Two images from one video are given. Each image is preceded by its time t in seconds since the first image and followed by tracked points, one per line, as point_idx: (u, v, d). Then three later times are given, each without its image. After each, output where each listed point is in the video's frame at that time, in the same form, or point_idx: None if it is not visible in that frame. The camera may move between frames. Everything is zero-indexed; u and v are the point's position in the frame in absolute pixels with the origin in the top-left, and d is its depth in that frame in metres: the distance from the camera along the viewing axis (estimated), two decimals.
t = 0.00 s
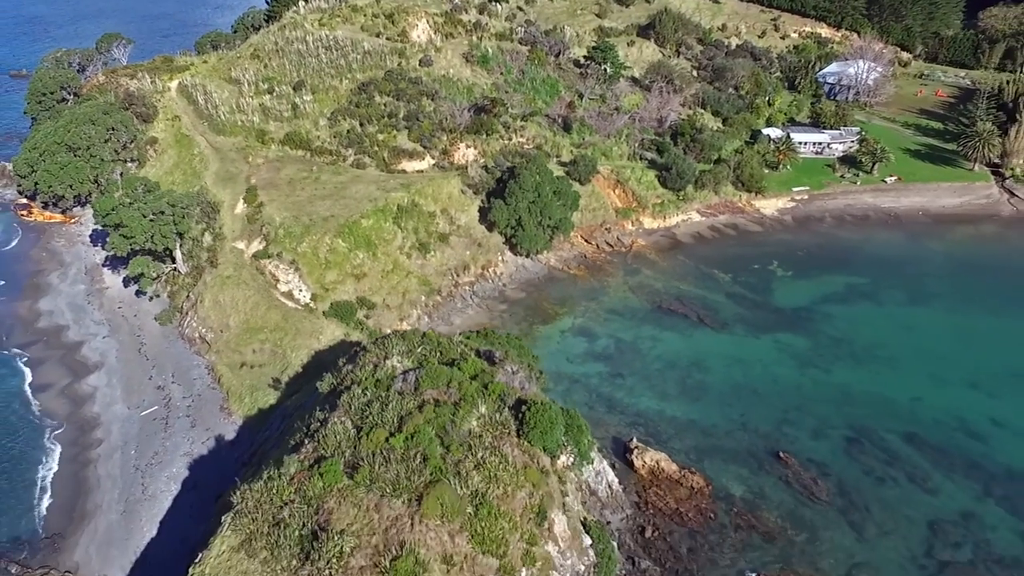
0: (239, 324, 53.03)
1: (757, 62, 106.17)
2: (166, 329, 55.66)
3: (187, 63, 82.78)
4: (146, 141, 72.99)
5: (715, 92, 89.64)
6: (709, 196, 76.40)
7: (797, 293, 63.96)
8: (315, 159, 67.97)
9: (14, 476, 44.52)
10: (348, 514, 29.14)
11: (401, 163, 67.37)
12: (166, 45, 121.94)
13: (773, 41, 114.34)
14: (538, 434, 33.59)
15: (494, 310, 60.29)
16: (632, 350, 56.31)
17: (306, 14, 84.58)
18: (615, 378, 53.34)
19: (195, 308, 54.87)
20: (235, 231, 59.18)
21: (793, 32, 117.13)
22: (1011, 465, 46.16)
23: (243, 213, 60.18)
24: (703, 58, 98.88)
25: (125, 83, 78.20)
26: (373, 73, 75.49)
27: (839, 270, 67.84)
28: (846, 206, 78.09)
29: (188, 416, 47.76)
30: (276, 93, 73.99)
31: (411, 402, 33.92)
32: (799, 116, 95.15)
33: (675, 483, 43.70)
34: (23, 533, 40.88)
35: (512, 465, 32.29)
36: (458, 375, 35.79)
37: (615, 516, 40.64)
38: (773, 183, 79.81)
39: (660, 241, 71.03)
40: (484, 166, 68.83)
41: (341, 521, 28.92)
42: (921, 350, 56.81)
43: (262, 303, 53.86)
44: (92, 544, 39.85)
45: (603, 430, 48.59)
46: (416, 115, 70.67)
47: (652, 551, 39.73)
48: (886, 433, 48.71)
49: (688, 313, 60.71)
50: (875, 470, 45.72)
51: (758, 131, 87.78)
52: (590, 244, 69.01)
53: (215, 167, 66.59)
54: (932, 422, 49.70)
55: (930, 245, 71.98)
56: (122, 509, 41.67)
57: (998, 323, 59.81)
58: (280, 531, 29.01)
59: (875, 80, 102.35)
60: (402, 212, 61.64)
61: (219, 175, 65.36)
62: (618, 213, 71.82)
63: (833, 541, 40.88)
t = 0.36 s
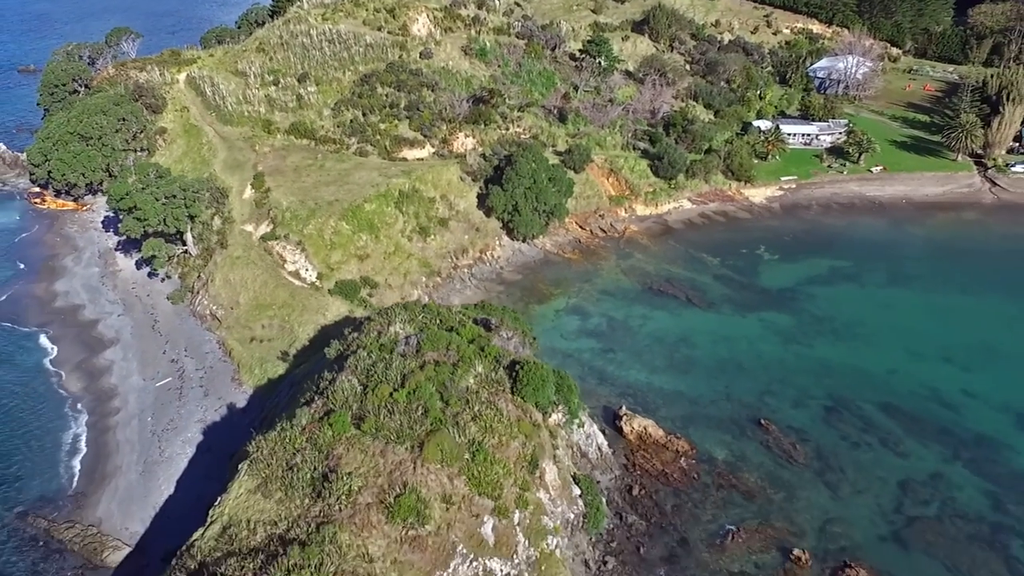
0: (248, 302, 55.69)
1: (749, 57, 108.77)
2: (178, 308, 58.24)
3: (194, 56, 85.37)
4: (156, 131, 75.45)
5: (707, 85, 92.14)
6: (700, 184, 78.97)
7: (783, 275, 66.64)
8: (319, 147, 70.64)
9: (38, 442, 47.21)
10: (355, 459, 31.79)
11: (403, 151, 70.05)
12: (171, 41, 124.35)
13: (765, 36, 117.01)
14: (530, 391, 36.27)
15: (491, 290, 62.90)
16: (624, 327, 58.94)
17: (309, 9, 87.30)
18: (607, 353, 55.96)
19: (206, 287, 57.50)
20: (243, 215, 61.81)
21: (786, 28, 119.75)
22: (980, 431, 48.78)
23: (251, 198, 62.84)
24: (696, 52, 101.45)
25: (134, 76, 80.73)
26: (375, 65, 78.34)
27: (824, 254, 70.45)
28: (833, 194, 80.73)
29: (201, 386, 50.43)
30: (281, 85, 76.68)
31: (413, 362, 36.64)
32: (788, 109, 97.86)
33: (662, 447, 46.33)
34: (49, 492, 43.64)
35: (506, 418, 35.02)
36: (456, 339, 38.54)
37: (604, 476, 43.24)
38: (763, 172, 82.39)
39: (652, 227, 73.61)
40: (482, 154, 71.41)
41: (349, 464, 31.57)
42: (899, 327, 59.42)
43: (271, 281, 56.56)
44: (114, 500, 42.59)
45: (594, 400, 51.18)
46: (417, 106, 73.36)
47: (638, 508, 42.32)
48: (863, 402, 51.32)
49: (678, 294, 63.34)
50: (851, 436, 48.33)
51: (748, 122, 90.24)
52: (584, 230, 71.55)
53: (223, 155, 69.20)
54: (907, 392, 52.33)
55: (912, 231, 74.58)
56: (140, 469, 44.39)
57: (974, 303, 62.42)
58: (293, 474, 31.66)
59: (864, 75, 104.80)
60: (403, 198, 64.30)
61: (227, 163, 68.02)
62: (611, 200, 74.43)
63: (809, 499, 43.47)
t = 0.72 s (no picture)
0: (258, 280, 58.37)
1: (742, 51, 111.14)
2: (190, 287, 60.69)
3: (202, 49, 87.89)
4: (165, 121, 77.40)
5: (700, 78, 94.49)
6: (692, 172, 81.54)
7: (770, 258, 69.26)
8: (324, 136, 73.30)
9: (61, 409, 49.81)
10: (363, 411, 34.47)
11: (404, 139, 72.69)
12: (176, 35, 126.82)
13: (758, 31, 119.61)
14: (524, 352, 39.20)
15: (490, 272, 65.49)
16: (616, 306, 61.55)
17: (314, 3, 89.98)
18: (600, 329, 58.56)
19: (217, 267, 60.12)
20: (252, 199, 64.41)
21: (779, 23, 122.32)
22: (952, 400, 51.49)
23: (260, 183, 65.45)
24: (690, 46, 103.98)
25: (143, 68, 83.00)
26: (377, 57, 81.14)
27: (811, 238, 73.06)
28: (821, 182, 83.31)
29: (214, 358, 53.11)
30: (287, 76, 79.29)
31: (416, 327, 39.38)
32: (780, 102, 99.70)
33: (651, 414, 48.96)
34: (72, 454, 46.31)
35: (502, 376, 37.79)
36: (456, 307, 41.31)
37: (595, 439, 45.89)
38: (753, 162, 84.91)
39: (645, 213, 76.23)
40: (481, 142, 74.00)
41: (357, 415, 34.26)
42: (880, 306, 62.09)
43: (279, 260, 59.29)
44: (134, 461, 45.35)
45: (588, 371, 53.78)
46: (418, 96, 75.99)
47: (627, 468, 44.98)
48: (843, 374, 53.98)
49: (669, 275, 65.96)
50: (830, 404, 50.99)
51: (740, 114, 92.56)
52: (580, 215, 74.14)
53: (232, 143, 71.72)
54: (885, 365, 54.97)
55: (896, 217, 77.19)
56: (158, 433, 47.10)
57: (952, 284, 65.07)
58: (305, 424, 34.31)
59: (854, 68, 107.13)
60: (405, 183, 66.93)
61: (235, 150, 70.57)
62: (606, 187, 77.03)
63: (788, 460, 46.17)
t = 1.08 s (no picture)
0: (267, 258, 61.06)
1: (736, 43, 113.22)
2: (202, 266, 63.17)
3: (209, 40, 90.38)
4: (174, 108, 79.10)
5: (694, 68, 96.50)
6: (685, 159, 84.10)
7: (759, 240, 71.92)
8: (329, 122, 75.90)
9: (81, 379, 52.46)
10: (371, 367, 37.18)
11: (407, 126, 75.34)
12: (183, 28, 129.47)
13: (752, 24, 122.11)
14: (520, 316, 42.16)
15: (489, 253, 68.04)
16: (610, 284, 64.14)
17: None
18: (594, 305, 61.16)
19: (228, 246, 62.75)
20: (260, 182, 67.06)
21: (773, 16, 124.72)
22: (928, 370, 54.17)
23: (267, 168, 68.06)
24: (685, 38, 106.44)
25: (152, 58, 85.19)
26: (380, 47, 84.05)
27: (799, 222, 75.70)
28: (811, 169, 85.85)
29: (226, 330, 55.75)
30: (292, 66, 81.87)
31: (419, 294, 42.09)
32: (772, 92, 101.85)
33: (641, 382, 51.62)
34: (93, 418, 48.98)
35: (500, 339, 40.61)
36: (457, 277, 44.08)
37: (588, 403, 48.51)
38: (745, 149, 87.39)
39: (639, 198, 78.84)
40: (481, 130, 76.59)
41: (365, 371, 36.91)
42: (863, 284, 64.74)
43: (287, 239, 62.09)
44: (152, 424, 48.05)
45: (582, 344, 56.35)
46: (419, 84, 78.55)
47: (618, 431, 47.62)
48: (825, 347, 56.63)
49: (661, 255, 68.56)
50: (812, 373, 53.63)
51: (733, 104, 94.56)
52: (576, 200, 76.69)
53: (239, 130, 74.18)
54: (866, 339, 57.60)
55: (882, 202, 79.83)
56: (174, 399, 49.79)
57: (933, 264, 67.75)
58: (317, 379, 37.00)
59: (845, 60, 109.42)
60: (407, 168, 69.57)
61: (244, 136, 73.14)
62: (601, 172, 79.59)
63: (771, 424, 48.81)
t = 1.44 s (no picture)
0: (275, 235, 63.84)
1: (731, 33, 115.50)
2: (213, 243, 65.74)
3: (217, 28, 92.77)
4: (184, 96, 80.76)
5: (690, 57, 98.70)
6: (680, 144, 86.52)
7: (749, 220, 74.53)
8: (333, 107, 78.65)
9: (100, 348, 55.14)
10: (378, 327, 39.82)
11: (410, 110, 77.98)
12: (189, 17, 131.77)
13: (747, 14, 124.30)
14: (518, 282, 45.30)
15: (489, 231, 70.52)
16: (605, 262, 66.71)
17: None
18: (589, 281, 63.76)
19: (238, 224, 65.39)
20: (269, 164, 69.67)
21: (768, 7, 127.06)
22: (908, 340, 56.81)
23: (275, 150, 70.63)
24: (681, 27, 108.71)
25: (160, 45, 87.32)
26: (383, 35, 86.76)
27: (788, 203, 78.27)
28: (802, 154, 88.34)
29: (237, 303, 58.40)
30: (298, 53, 84.37)
31: (422, 262, 44.75)
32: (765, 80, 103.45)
33: (633, 350, 54.35)
34: (113, 383, 51.67)
35: (499, 303, 43.31)
36: (458, 247, 46.76)
37: (583, 368, 51.13)
38: (738, 135, 89.89)
39: (634, 181, 81.43)
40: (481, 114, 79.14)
41: (372, 330, 39.53)
42: (848, 262, 67.33)
43: (295, 218, 64.75)
44: (169, 388, 50.76)
45: (577, 316, 58.96)
46: (421, 71, 81.28)
47: (611, 394, 50.28)
48: (810, 319, 59.24)
49: (655, 235, 71.14)
50: (797, 343, 56.30)
51: (727, 91, 96.98)
52: (573, 182, 79.15)
53: (248, 114, 76.68)
54: (849, 312, 60.20)
55: (869, 185, 82.41)
56: (190, 365, 52.49)
57: (916, 243, 70.31)
58: (328, 337, 39.70)
59: (838, 49, 111.66)
60: (409, 150, 72.17)
61: (252, 120, 75.70)
62: (598, 156, 82.08)
63: (756, 389, 51.50)
